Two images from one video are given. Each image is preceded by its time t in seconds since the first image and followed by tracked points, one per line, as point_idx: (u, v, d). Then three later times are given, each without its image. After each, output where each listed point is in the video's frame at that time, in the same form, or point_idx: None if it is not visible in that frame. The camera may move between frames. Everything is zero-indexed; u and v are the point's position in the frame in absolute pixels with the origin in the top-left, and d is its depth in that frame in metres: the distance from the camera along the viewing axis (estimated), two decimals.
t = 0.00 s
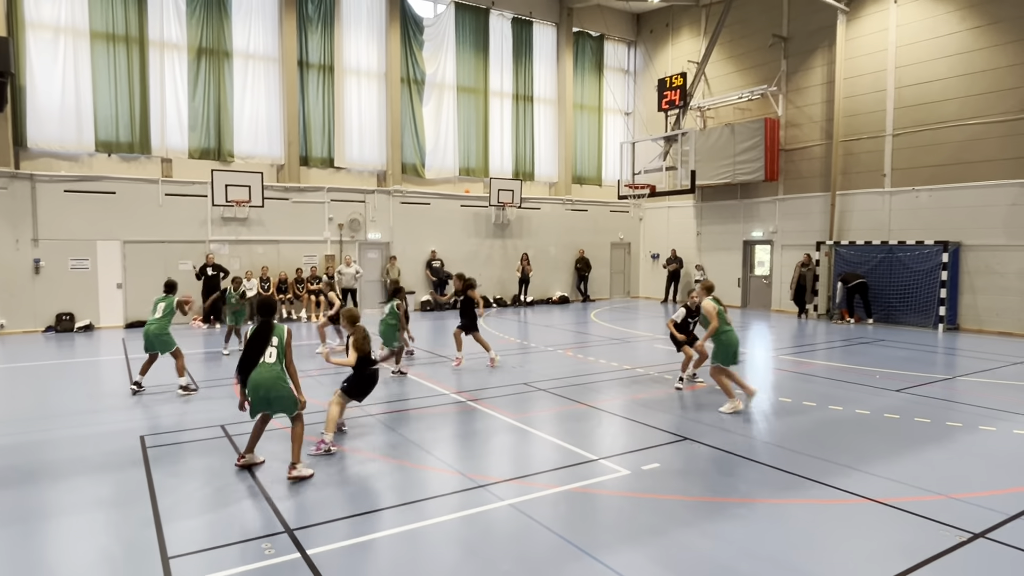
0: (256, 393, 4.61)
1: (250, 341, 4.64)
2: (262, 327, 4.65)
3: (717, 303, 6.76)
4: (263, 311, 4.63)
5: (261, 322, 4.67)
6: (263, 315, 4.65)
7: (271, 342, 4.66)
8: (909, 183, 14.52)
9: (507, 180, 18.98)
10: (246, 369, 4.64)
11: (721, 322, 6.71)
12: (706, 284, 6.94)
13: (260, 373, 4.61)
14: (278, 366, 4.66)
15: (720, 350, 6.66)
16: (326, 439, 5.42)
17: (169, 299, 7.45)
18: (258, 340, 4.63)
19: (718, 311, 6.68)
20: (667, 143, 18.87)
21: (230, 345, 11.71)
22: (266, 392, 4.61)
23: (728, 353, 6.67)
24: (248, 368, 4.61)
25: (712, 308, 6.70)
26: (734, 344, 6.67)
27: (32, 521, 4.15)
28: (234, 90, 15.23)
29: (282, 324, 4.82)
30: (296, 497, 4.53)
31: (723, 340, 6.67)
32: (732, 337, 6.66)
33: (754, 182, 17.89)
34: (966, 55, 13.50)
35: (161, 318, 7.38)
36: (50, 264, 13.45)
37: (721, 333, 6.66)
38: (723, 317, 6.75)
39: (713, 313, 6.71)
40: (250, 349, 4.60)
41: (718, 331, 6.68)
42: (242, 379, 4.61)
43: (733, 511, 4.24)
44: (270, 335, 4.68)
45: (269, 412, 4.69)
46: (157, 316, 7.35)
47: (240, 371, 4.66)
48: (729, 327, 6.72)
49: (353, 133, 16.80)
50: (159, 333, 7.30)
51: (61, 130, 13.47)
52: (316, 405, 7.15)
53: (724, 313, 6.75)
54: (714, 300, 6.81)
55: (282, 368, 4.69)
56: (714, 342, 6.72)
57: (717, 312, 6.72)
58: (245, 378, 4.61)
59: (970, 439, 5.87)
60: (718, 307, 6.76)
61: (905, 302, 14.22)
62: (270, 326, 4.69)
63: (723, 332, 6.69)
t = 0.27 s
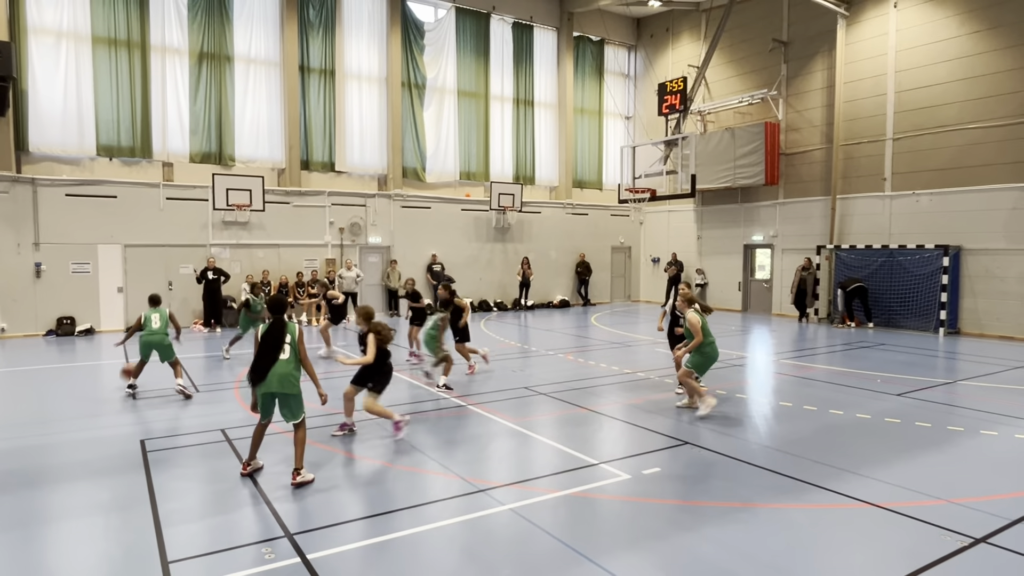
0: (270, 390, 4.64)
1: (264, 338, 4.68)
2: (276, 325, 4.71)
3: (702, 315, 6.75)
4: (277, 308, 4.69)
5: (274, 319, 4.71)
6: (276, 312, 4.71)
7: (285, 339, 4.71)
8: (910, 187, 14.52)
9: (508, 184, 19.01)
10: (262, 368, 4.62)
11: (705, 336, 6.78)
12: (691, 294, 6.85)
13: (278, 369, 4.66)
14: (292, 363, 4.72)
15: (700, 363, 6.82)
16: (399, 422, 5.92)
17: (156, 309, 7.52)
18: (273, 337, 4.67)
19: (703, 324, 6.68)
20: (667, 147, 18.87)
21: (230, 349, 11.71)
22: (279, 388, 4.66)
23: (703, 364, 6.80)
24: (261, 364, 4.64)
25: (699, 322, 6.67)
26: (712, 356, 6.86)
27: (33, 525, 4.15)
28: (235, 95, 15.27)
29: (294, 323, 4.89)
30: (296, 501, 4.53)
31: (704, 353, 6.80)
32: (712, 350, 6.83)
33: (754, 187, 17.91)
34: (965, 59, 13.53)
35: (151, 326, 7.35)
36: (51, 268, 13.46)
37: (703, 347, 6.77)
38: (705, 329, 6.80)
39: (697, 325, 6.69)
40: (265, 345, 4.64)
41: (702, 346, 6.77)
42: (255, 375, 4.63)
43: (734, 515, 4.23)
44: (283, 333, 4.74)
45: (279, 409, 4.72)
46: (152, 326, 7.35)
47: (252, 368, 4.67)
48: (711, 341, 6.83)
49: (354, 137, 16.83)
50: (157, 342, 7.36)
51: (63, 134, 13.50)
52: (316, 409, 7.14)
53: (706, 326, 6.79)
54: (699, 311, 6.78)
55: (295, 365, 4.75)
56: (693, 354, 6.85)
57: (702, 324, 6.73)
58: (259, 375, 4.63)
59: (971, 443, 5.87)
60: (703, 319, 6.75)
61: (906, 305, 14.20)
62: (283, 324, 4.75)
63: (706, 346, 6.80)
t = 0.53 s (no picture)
0: (275, 390, 4.65)
1: (271, 338, 4.69)
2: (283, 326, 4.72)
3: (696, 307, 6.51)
4: (285, 310, 4.69)
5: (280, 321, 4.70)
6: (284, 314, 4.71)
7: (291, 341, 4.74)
8: (915, 190, 14.48)
9: (512, 187, 19.03)
10: (269, 370, 4.63)
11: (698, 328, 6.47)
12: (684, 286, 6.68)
13: (285, 371, 4.68)
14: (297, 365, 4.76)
15: (691, 358, 6.46)
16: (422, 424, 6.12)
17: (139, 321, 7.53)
18: (279, 339, 4.68)
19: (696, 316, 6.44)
20: (672, 150, 18.78)
21: (235, 352, 11.74)
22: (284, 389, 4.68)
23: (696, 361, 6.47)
24: (267, 365, 4.64)
25: (691, 313, 6.45)
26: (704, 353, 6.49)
27: (38, 528, 4.16)
28: (241, 99, 15.35)
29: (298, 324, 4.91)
30: (301, 504, 4.53)
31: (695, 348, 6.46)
32: (704, 346, 6.48)
33: (759, 189, 17.88)
34: (971, 61, 13.50)
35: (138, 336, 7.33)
36: (58, 271, 13.53)
37: (693, 340, 6.43)
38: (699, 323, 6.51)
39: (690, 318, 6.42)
40: (272, 346, 4.65)
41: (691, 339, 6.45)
42: (260, 375, 4.63)
43: (739, 519, 4.21)
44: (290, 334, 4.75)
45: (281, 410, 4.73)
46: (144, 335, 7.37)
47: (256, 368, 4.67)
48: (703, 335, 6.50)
49: (359, 140, 16.88)
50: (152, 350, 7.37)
51: (70, 139, 13.58)
52: (320, 413, 7.15)
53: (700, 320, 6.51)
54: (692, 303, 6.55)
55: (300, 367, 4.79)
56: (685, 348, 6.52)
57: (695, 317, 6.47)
58: (264, 375, 4.63)
59: (977, 447, 5.84)
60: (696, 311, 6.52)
61: (912, 308, 14.13)
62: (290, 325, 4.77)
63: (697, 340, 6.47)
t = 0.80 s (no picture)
0: (279, 392, 4.67)
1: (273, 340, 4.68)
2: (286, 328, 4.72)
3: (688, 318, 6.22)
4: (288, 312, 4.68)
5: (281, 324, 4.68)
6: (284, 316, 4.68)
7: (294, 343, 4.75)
8: (917, 192, 14.46)
9: (513, 190, 19.04)
10: (272, 373, 4.64)
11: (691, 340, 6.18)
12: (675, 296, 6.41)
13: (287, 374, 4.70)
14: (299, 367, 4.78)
15: (685, 372, 6.16)
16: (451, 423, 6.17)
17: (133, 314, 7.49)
18: (281, 342, 4.67)
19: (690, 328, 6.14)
20: (673, 152, 18.54)
21: (237, 355, 11.75)
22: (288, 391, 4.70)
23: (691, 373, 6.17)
24: (271, 367, 4.65)
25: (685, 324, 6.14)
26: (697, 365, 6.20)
27: (40, 532, 4.16)
28: (242, 103, 15.38)
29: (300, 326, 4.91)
30: (302, 507, 4.53)
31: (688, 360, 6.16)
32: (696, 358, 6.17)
33: (760, 192, 17.87)
34: (972, 63, 13.49)
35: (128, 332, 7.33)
36: (60, 275, 13.56)
37: (688, 352, 6.13)
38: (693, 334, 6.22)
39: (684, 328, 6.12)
40: (276, 348, 4.65)
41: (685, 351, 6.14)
42: (264, 377, 4.64)
43: (740, 522, 4.20)
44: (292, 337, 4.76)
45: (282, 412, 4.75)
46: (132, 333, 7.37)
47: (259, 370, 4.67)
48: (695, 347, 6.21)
49: (360, 143, 16.90)
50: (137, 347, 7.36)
51: (72, 142, 13.62)
52: (322, 416, 7.14)
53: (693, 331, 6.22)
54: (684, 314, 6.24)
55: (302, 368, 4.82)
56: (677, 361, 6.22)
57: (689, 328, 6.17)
58: (268, 377, 4.64)
59: (980, 449, 5.82)
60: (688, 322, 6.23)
61: (914, 310, 14.11)
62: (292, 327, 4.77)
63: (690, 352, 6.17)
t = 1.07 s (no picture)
0: (282, 395, 4.65)
1: (274, 343, 4.68)
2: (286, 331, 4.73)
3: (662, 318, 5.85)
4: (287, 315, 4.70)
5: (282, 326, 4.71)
6: (281, 319, 4.70)
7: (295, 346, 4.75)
8: (917, 194, 14.47)
9: (513, 193, 19.06)
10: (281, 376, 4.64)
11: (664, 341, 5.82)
12: (649, 296, 6.03)
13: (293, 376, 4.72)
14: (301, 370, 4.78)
15: (659, 375, 5.83)
16: (480, 428, 6.14)
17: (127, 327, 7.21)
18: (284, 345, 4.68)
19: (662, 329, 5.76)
20: (672, 155, 18.68)
21: (237, 359, 11.75)
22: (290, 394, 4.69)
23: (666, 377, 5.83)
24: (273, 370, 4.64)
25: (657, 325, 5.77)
26: (673, 367, 5.85)
27: (40, 535, 4.15)
28: (242, 107, 15.40)
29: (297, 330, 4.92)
30: (303, 511, 4.52)
31: (663, 363, 5.82)
32: (671, 360, 5.83)
33: (760, 194, 17.89)
34: (970, 65, 13.52)
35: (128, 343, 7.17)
36: (60, 279, 13.56)
37: (661, 355, 5.79)
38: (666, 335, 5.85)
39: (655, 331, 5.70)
40: (278, 350, 4.65)
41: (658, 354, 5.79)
42: (266, 380, 4.61)
43: (742, 524, 4.20)
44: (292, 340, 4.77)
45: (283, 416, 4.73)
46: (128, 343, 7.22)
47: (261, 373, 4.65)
48: (669, 348, 5.85)
49: (360, 147, 16.92)
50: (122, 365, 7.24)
51: (72, 146, 13.63)
52: (323, 419, 7.14)
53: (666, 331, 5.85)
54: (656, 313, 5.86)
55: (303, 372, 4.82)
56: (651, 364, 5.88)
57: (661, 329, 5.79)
58: (269, 380, 4.62)
59: (981, 451, 5.81)
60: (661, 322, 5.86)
61: (913, 312, 14.11)
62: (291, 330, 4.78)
63: (664, 354, 5.83)
